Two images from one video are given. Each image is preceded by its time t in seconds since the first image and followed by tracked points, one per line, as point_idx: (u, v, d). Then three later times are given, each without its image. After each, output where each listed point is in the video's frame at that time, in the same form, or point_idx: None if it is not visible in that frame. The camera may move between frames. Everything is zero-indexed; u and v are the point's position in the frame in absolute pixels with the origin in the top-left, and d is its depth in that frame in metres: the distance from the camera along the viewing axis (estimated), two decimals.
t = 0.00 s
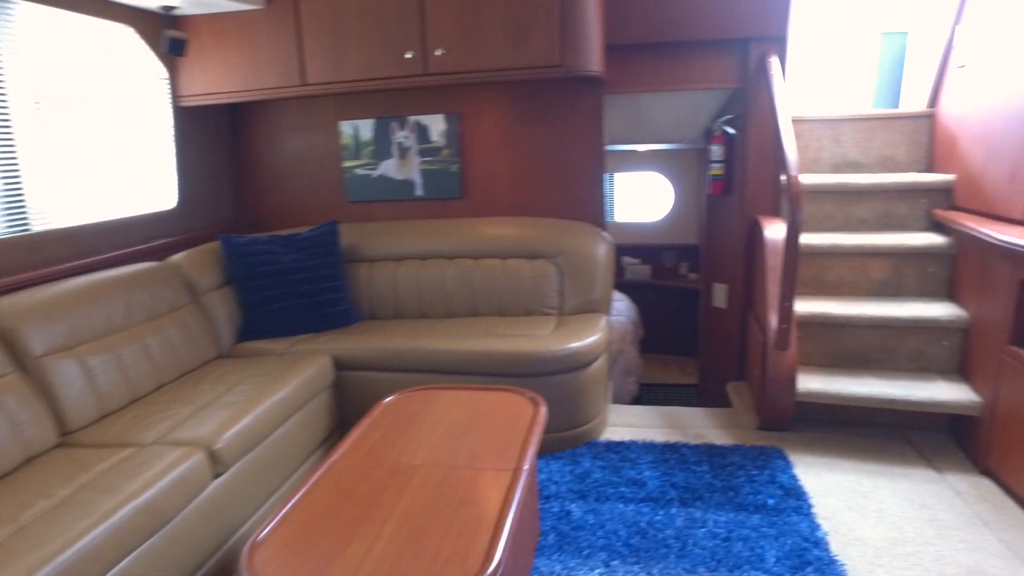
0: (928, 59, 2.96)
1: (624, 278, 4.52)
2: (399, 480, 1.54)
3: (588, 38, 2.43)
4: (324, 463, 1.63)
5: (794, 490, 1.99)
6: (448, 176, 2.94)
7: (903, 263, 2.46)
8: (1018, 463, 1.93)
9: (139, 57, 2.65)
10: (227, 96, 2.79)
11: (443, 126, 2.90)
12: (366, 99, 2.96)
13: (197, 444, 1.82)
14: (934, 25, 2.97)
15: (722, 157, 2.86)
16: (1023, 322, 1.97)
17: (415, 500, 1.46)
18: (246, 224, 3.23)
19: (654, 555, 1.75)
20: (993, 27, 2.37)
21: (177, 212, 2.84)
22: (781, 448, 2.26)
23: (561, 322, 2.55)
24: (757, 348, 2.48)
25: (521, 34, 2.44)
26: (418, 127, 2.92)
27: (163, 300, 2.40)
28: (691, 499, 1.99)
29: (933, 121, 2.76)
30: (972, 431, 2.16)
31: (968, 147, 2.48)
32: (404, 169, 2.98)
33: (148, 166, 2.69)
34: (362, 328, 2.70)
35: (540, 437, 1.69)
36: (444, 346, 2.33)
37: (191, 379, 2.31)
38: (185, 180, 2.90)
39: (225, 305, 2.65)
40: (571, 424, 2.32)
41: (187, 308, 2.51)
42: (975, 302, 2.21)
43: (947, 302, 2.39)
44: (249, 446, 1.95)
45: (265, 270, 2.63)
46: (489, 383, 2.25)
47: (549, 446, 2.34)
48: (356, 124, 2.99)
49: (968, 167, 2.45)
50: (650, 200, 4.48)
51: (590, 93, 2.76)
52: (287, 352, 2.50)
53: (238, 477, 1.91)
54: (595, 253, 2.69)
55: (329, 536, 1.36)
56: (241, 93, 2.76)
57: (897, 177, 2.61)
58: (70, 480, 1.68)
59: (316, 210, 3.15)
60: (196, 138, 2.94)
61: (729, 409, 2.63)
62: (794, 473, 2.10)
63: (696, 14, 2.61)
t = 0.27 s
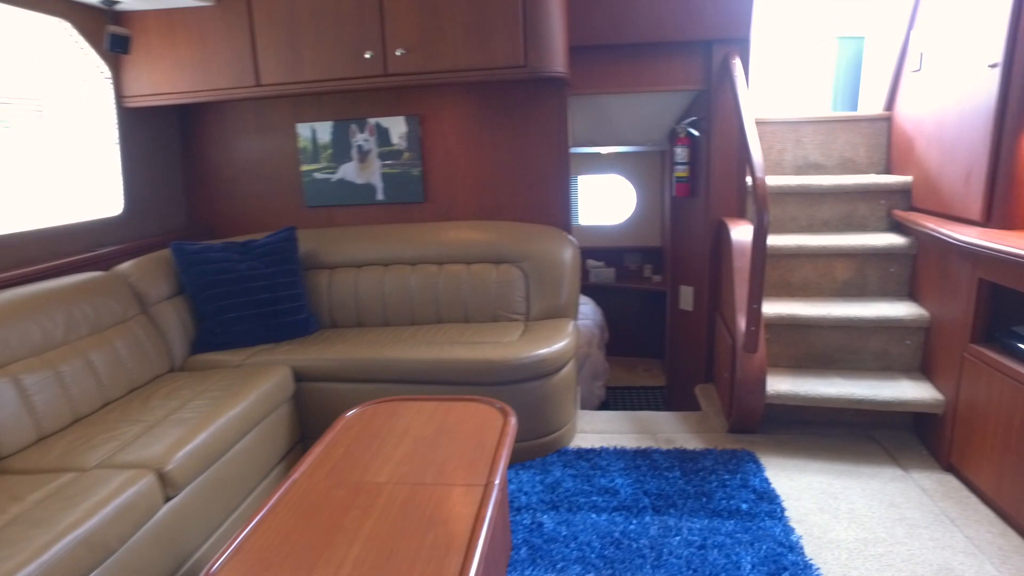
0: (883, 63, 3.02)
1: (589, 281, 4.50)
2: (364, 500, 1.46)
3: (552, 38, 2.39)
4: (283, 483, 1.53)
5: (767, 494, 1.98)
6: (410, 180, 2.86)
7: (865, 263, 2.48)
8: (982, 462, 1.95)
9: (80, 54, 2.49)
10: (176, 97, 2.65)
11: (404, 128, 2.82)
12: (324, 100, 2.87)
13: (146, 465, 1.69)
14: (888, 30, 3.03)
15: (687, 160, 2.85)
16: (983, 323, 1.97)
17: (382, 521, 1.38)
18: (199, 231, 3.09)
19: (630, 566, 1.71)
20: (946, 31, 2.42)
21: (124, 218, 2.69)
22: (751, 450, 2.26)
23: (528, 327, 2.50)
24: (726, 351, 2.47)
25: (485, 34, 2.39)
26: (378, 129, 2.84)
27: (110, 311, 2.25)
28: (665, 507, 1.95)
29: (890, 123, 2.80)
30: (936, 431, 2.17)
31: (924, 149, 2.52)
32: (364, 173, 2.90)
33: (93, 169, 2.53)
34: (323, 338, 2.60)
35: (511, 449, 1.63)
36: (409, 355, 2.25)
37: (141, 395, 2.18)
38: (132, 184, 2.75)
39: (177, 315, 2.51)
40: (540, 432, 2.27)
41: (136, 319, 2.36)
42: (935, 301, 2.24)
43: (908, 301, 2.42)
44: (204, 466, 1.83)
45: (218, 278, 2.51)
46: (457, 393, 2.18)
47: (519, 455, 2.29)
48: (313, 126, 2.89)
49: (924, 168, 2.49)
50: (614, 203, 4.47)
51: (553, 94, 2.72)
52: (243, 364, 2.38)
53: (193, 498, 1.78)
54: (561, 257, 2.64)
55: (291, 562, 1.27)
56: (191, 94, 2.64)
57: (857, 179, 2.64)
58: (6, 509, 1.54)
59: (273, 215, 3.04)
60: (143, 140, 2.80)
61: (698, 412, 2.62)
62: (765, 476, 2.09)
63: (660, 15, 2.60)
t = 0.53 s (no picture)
0: (858, 65, 3.04)
1: (567, 283, 4.47)
2: (339, 515, 1.39)
3: (529, 37, 2.35)
4: (254, 499, 1.46)
5: (751, 499, 1.96)
6: (385, 182, 2.80)
7: (844, 264, 2.49)
8: (962, 462, 1.94)
9: (39, 52, 2.39)
10: (142, 96, 2.56)
11: (379, 130, 2.76)
12: (296, 100, 2.79)
13: (109, 481, 1.61)
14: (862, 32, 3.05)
15: (666, 161, 2.83)
16: (962, 323, 1.97)
17: (358, 538, 1.31)
18: (166, 235, 2.98)
19: None
20: (920, 33, 2.43)
21: (86, 223, 2.58)
22: (734, 454, 2.24)
23: (508, 332, 2.45)
24: (707, 353, 2.46)
25: (462, 33, 2.34)
26: (352, 130, 2.77)
27: (73, 319, 2.15)
28: (649, 514, 1.92)
29: (866, 125, 2.82)
30: (916, 431, 2.17)
31: (899, 150, 2.53)
32: (337, 175, 2.83)
33: (53, 171, 2.42)
34: (296, 345, 2.52)
35: (491, 458, 1.58)
36: (385, 361, 2.19)
37: (106, 405, 2.08)
38: (96, 187, 2.64)
39: (144, 322, 2.41)
40: (520, 439, 2.23)
41: (100, 327, 2.26)
42: (913, 301, 2.24)
43: (886, 302, 2.43)
44: (171, 481, 1.73)
45: (187, 284, 2.41)
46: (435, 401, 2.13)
47: (500, 463, 2.24)
48: (285, 127, 2.81)
49: (900, 170, 2.50)
50: (592, 206, 4.45)
51: (531, 95, 2.68)
52: (213, 373, 2.29)
53: (159, 513, 1.69)
54: (540, 259, 2.60)
55: None
56: (157, 93, 2.55)
57: (835, 180, 2.65)
58: None
59: (245, 219, 2.95)
60: (107, 141, 2.69)
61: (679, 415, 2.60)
62: (749, 480, 2.07)
63: (638, 15, 2.58)
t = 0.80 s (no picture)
0: (840, 67, 3.02)
1: (550, 286, 4.43)
2: (310, 536, 1.32)
3: (510, 36, 2.30)
4: (220, 520, 1.38)
5: (739, 507, 1.92)
6: (363, 185, 2.74)
7: (829, 266, 2.46)
8: (949, 467, 1.91)
9: None
10: (108, 96, 2.47)
11: (356, 131, 2.69)
12: (270, 101, 2.72)
13: (67, 500, 1.52)
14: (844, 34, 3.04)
15: (649, 163, 2.79)
16: (948, 326, 1.94)
17: (330, 561, 1.24)
18: (136, 240, 2.89)
19: None
20: (902, 33, 2.41)
21: (50, 227, 2.48)
22: (720, 461, 2.20)
23: (489, 338, 2.39)
24: (693, 358, 2.42)
25: (441, 32, 2.28)
26: (328, 132, 2.70)
27: (33, 328, 2.05)
28: (634, 525, 1.87)
29: (849, 126, 2.80)
30: (902, 436, 2.15)
31: (883, 151, 2.51)
32: (314, 178, 2.76)
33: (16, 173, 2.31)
34: (271, 353, 2.45)
35: (472, 471, 1.52)
36: (362, 370, 2.12)
37: (68, 418, 1.98)
38: (60, 190, 2.54)
39: (111, 331, 2.32)
40: (502, 448, 2.17)
41: (63, 336, 2.16)
42: (898, 303, 2.22)
43: (871, 304, 2.41)
44: (135, 500, 1.65)
45: (157, 291, 2.32)
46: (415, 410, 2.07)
47: (481, 473, 2.18)
48: (259, 129, 2.73)
49: (884, 171, 2.49)
50: (574, 208, 4.42)
51: (511, 95, 2.63)
52: (184, 383, 2.19)
53: (121, 534, 1.60)
54: (522, 263, 2.55)
55: None
56: (124, 93, 2.46)
57: (819, 182, 2.63)
58: None
59: (218, 223, 2.86)
60: (72, 143, 2.59)
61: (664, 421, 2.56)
62: (736, 487, 2.03)
63: (620, 15, 2.54)
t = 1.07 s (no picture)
0: (826, 67, 2.97)
1: (533, 291, 4.35)
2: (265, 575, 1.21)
3: (486, 34, 2.21)
4: (168, 557, 1.26)
5: (727, 526, 1.83)
6: (336, 189, 2.63)
7: (817, 272, 2.40)
8: (943, 481, 1.84)
9: None
10: (63, 96, 2.34)
11: (328, 133, 2.59)
12: (238, 102, 2.60)
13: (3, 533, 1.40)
14: (829, 34, 2.99)
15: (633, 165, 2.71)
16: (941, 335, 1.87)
17: None
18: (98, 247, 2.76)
19: None
20: (890, 33, 2.35)
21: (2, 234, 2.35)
22: (707, 475, 2.12)
23: (466, 348, 2.30)
24: (679, 368, 2.34)
25: (414, 30, 2.19)
26: (299, 134, 2.60)
27: None
28: (619, 546, 1.78)
29: (835, 128, 2.74)
30: (893, 447, 2.08)
31: (870, 154, 2.45)
32: (285, 182, 2.65)
33: None
34: (239, 365, 2.33)
35: (444, 496, 1.43)
36: (332, 384, 2.01)
37: (16, 439, 1.85)
38: (14, 195, 2.41)
39: (66, 344, 2.19)
40: (480, 464, 2.07)
41: (12, 351, 2.03)
42: (889, 310, 2.16)
43: (860, 310, 2.34)
44: (80, 530, 1.52)
45: (115, 302, 2.18)
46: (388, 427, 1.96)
47: (459, 491, 2.08)
48: (227, 131, 2.62)
49: (872, 174, 2.43)
50: (558, 211, 4.34)
51: (489, 95, 2.54)
52: (143, 400, 2.06)
53: (64, 569, 1.48)
54: (501, 270, 2.45)
55: None
56: (80, 93, 2.33)
57: (806, 185, 2.56)
58: None
59: (185, 229, 2.74)
60: (26, 146, 2.46)
61: (650, 432, 2.48)
62: (724, 504, 1.95)
63: (601, 13, 2.45)
